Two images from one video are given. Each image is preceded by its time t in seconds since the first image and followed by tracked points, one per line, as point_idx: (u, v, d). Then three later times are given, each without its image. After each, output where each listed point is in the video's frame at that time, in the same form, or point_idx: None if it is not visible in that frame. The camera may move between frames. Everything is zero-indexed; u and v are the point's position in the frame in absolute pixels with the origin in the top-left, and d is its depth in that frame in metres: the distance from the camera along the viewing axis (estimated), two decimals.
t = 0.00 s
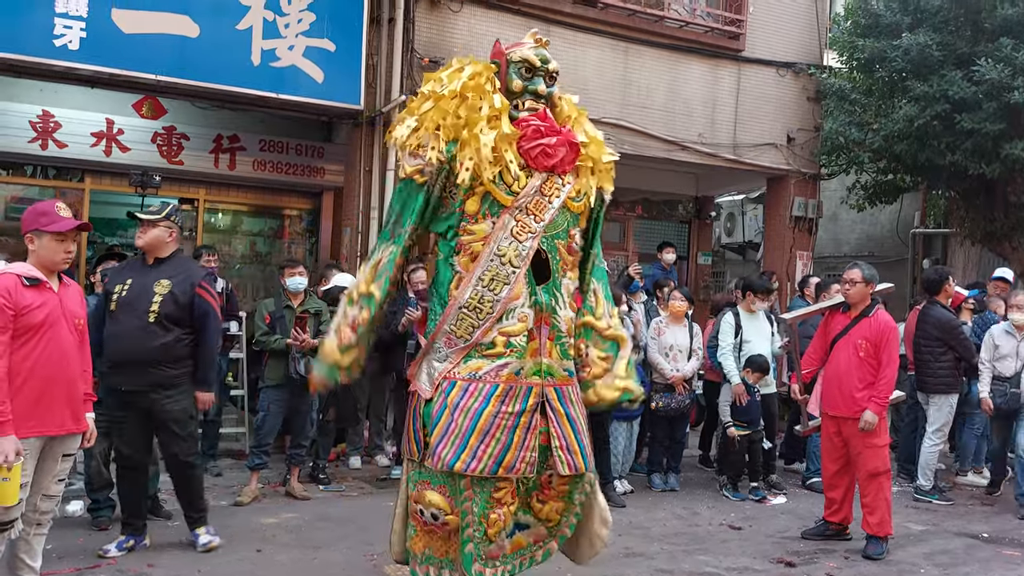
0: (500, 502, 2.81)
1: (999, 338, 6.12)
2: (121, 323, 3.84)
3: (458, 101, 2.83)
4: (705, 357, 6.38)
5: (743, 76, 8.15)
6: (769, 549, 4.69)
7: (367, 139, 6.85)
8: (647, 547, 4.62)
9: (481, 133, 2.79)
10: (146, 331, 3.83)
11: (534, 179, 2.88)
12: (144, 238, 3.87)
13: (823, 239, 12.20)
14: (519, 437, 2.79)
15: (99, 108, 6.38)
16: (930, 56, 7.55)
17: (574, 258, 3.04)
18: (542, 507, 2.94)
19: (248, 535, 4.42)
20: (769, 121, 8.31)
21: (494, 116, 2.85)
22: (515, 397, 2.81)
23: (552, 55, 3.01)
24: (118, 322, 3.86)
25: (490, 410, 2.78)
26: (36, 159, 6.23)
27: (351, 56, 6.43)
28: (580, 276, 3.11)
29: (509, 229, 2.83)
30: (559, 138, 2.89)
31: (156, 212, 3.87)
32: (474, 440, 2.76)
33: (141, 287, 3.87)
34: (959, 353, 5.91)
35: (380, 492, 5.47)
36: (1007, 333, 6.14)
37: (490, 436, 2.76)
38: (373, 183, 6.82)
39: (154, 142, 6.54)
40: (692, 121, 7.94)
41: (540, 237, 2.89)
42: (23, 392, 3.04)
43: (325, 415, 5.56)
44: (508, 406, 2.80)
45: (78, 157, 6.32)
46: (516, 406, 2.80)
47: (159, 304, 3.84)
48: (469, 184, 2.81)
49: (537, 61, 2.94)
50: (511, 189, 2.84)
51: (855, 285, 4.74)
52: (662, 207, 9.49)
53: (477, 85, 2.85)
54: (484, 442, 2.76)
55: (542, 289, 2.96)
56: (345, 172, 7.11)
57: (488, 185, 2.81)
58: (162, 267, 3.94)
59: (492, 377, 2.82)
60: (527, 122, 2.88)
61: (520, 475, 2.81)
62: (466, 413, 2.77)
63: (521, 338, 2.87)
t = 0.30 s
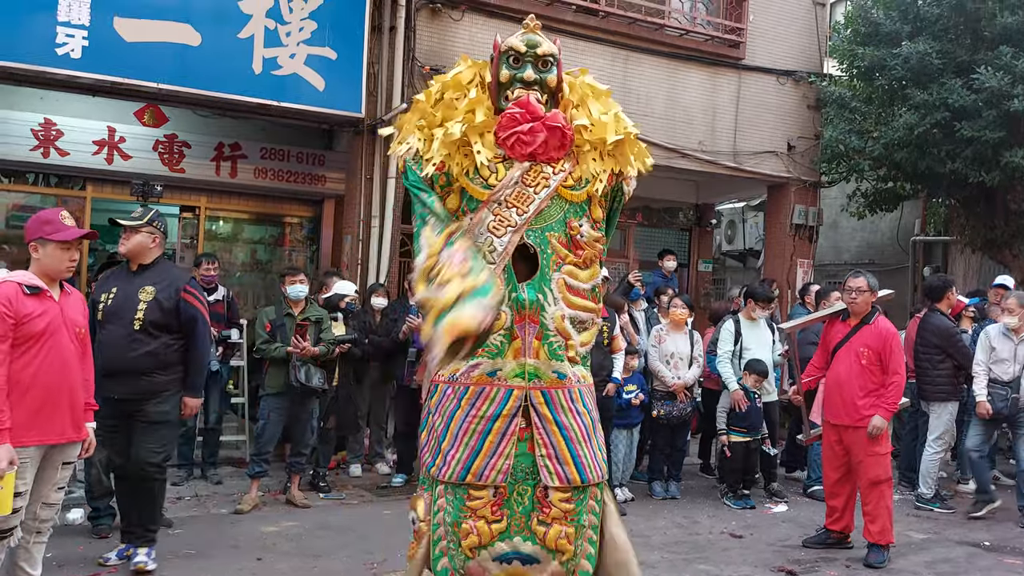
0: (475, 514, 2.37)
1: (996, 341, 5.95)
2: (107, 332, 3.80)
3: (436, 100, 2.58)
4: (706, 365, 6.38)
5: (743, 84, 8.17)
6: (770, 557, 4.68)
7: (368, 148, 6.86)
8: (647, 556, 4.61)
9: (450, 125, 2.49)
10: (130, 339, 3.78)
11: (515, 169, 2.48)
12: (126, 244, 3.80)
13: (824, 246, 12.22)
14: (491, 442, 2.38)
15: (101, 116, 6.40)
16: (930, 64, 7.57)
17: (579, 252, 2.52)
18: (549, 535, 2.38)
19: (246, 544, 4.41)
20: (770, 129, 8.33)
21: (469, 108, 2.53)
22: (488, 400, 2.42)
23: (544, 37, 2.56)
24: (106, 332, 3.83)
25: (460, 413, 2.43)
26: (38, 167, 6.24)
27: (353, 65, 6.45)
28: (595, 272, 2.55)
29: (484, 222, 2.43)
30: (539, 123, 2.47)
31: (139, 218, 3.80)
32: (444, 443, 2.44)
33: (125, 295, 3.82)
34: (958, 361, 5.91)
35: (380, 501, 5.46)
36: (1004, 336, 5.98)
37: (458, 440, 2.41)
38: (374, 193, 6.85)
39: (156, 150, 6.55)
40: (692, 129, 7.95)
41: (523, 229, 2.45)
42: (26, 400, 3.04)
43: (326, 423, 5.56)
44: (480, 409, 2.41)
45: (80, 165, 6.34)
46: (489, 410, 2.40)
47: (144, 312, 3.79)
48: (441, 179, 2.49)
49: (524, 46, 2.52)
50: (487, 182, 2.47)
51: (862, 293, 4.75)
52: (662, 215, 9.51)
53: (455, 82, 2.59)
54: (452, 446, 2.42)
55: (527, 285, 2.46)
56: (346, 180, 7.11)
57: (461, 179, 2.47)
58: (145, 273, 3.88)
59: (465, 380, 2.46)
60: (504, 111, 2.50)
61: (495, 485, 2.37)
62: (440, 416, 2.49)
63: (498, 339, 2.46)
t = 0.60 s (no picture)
0: (469, 535, 2.39)
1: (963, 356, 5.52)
2: (100, 341, 3.78)
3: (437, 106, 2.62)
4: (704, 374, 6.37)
5: (742, 94, 8.19)
6: (769, 567, 4.67)
7: (367, 156, 6.86)
8: (645, 566, 4.60)
9: (444, 130, 2.52)
10: (124, 348, 3.76)
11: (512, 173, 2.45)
12: (123, 253, 3.78)
13: (822, 255, 12.24)
14: (485, 459, 2.42)
15: (99, 126, 6.40)
16: (927, 73, 7.62)
17: (580, 259, 2.51)
18: (544, 557, 2.35)
19: (243, 554, 4.40)
20: (767, 138, 8.34)
21: (467, 111, 2.55)
22: (483, 415, 2.45)
23: (549, 35, 2.50)
24: (99, 341, 3.81)
25: (455, 427, 2.48)
26: (37, 177, 6.25)
27: (351, 74, 6.46)
28: (596, 280, 2.54)
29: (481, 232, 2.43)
30: (536, 125, 2.40)
31: (135, 226, 3.78)
32: (440, 459, 2.49)
33: (121, 304, 3.80)
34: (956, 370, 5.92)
35: (378, 511, 5.45)
36: (972, 351, 5.59)
37: (454, 455, 2.45)
38: (373, 200, 6.84)
39: (154, 160, 6.57)
40: (690, 138, 7.96)
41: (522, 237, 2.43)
42: (15, 411, 3.03)
43: (325, 433, 5.55)
44: (474, 425, 2.45)
45: (79, 174, 6.35)
46: (484, 425, 2.44)
47: (139, 321, 3.77)
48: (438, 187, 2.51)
49: (525, 45, 2.47)
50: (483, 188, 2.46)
51: (860, 303, 4.75)
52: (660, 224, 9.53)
53: (456, 85, 2.62)
54: (447, 462, 2.46)
55: (526, 296, 2.47)
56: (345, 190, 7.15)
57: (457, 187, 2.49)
58: (141, 283, 3.86)
59: (459, 394, 2.49)
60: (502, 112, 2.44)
61: (488, 504, 2.40)
62: (438, 433, 2.53)
63: (493, 350, 2.48)
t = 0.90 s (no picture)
0: (479, 564, 2.31)
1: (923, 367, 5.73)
2: (99, 349, 3.75)
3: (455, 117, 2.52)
4: (701, 386, 6.35)
5: (737, 106, 8.20)
6: None
7: (363, 169, 6.87)
8: None
9: (464, 139, 2.42)
10: (124, 357, 3.72)
11: (535, 185, 2.39)
12: (127, 265, 3.75)
13: (819, 266, 12.26)
14: (498, 487, 2.29)
15: (95, 138, 6.40)
16: (921, 85, 7.66)
17: (605, 280, 2.42)
18: None
19: (237, 569, 4.37)
20: (763, 150, 8.35)
21: (488, 122, 2.46)
22: (498, 439, 2.33)
23: (573, 48, 2.50)
24: (96, 350, 3.77)
25: (467, 451, 2.36)
26: (33, 190, 6.24)
27: (347, 86, 6.47)
28: (621, 301, 2.45)
29: (502, 244, 2.36)
30: (563, 137, 2.38)
31: (141, 239, 3.75)
32: (449, 484, 2.37)
33: (122, 314, 3.77)
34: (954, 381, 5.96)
35: (374, 524, 5.43)
36: (929, 361, 5.76)
37: (465, 481, 2.33)
38: (369, 213, 6.89)
39: (150, 172, 6.57)
40: (686, 150, 7.97)
41: (543, 253, 2.36)
42: (3, 424, 3.02)
43: (320, 446, 5.52)
44: (488, 449, 2.33)
45: (75, 187, 6.35)
46: (498, 450, 2.32)
47: (140, 331, 3.73)
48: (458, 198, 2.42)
49: (551, 57, 2.46)
50: (504, 200, 2.38)
51: (855, 315, 4.75)
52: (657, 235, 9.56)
53: (476, 97, 2.53)
54: (457, 488, 2.34)
55: (545, 315, 2.38)
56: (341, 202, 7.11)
57: (478, 199, 2.39)
58: (145, 293, 3.83)
59: (473, 416, 2.37)
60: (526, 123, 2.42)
61: (501, 534, 2.29)
62: (447, 456, 2.40)
63: (511, 370, 2.35)
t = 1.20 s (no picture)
0: None
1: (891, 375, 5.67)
2: (94, 365, 3.67)
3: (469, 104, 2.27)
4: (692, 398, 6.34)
5: (727, 119, 8.24)
6: None
7: (354, 182, 6.85)
8: None
9: (494, 131, 2.19)
10: (122, 373, 3.67)
11: (570, 185, 2.23)
12: (123, 281, 3.70)
13: (809, 277, 12.32)
14: (550, 501, 2.08)
15: (85, 153, 6.40)
16: (909, 98, 7.74)
17: (627, 286, 2.34)
18: None
19: None
20: (752, 162, 8.36)
21: (515, 114, 2.23)
22: (546, 450, 2.11)
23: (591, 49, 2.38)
24: (90, 365, 3.69)
25: (511, 464, 2.09)
26: (22, 205, 6.23)
27: (338, 100, 6.48)
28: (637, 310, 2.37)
29: (538, 244, 2.19)
30: (600, 138, 2.24)
31: (136, 254, 3.71)
32: (489, 500, 2.07)
33: (117, 328, 3.72)
34: (944, 392, 5.95)
35: (365, 539, 5.40)
36: (897, 367, 5.69)
37: (513, 496, 2.07)
38: (360, 226, 6.87)
39: (139, 186, 6.56)
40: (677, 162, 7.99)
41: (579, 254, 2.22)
42: None
43: (311, 461, 5.49)
44: (536, 461, 2.10)
45: (64, 202, 6.34)
46: (547, 462, 2.10)
47: (137, 347, 3.70)
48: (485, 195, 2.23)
49: (574, 56, 2.33)
50: (540, 199, 2.22)
51: (846, 326, 4.76)
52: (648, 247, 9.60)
53: (494, 86, 2.26)
54: (504, 503, 2.06)
55: (582, 318, 2.24)
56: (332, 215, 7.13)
57: (509, 195, 2.22)
58: (139, 309, 3.79)
59: (515, 426, 2.12)
60: (557, 121, 2.25)
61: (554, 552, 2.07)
62: (482, 470, 2.10)
63: (553, 378, 2.17)
